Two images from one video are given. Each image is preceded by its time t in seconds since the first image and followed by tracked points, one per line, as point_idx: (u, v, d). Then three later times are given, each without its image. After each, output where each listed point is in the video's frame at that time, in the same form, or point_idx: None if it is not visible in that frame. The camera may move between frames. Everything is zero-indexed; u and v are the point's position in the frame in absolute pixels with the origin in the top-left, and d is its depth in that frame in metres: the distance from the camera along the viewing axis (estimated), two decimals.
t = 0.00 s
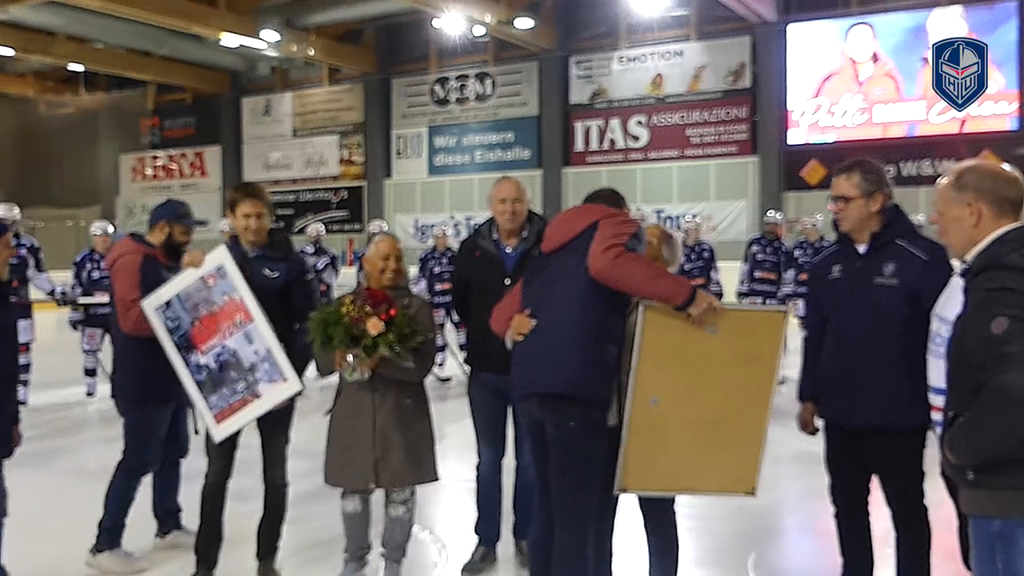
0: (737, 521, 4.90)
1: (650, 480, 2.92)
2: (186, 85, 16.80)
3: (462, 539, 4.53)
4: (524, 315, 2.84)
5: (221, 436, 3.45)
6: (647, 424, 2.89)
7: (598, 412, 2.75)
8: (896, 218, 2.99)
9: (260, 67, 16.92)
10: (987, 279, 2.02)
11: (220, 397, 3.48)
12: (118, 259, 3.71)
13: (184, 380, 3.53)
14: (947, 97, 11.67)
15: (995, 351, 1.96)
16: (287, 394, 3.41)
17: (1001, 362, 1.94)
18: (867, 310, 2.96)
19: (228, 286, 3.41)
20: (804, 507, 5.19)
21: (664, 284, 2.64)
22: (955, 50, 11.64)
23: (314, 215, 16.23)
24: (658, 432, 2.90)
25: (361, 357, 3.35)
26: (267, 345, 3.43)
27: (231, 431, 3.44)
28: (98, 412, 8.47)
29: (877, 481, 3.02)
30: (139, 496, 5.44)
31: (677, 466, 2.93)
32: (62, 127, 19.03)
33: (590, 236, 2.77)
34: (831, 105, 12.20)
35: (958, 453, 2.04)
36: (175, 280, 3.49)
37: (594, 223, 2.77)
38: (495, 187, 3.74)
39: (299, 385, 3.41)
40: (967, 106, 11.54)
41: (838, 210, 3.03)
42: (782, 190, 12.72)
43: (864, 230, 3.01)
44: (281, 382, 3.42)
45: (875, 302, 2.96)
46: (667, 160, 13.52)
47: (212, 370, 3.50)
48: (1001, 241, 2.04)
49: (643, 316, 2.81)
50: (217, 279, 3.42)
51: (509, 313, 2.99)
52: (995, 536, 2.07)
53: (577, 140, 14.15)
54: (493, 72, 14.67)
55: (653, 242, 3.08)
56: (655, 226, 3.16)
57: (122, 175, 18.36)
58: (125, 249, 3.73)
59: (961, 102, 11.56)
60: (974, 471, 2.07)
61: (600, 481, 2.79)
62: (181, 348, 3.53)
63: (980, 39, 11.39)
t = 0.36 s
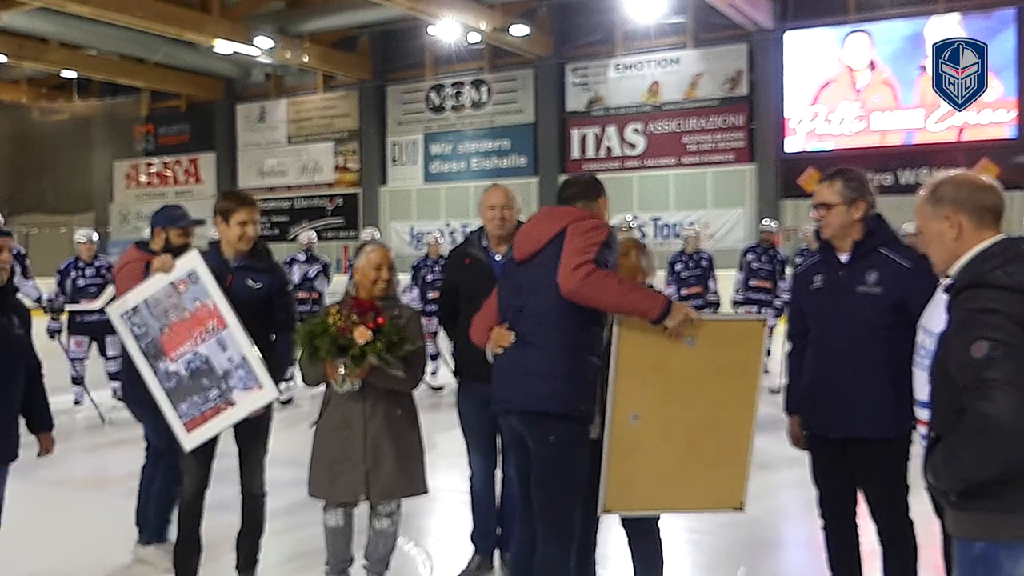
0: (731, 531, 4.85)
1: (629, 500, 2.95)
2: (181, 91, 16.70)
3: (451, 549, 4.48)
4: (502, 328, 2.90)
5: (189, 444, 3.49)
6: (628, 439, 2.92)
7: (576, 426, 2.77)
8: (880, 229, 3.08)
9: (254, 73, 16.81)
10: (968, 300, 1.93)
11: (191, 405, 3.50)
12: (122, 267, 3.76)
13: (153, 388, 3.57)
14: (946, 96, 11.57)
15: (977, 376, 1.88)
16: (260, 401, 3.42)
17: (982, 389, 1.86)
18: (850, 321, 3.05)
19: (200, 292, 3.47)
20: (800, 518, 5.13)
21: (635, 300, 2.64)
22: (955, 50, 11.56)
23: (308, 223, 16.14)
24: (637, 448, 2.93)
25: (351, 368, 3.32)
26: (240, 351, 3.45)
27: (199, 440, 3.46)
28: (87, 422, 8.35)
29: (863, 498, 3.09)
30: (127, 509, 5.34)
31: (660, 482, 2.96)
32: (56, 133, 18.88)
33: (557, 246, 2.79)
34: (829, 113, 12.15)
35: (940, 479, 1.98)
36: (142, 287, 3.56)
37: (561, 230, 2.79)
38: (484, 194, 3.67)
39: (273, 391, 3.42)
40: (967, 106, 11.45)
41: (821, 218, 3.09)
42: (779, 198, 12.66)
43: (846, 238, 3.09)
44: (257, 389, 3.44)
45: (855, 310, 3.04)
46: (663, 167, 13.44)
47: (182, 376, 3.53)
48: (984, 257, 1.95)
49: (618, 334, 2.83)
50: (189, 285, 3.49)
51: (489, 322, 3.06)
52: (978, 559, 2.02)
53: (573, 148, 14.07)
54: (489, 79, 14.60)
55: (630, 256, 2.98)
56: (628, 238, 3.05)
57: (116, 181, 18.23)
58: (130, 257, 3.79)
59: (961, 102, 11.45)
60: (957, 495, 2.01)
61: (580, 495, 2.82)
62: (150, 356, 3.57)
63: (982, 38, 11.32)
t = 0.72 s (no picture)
0: (729, 536, 4.81)
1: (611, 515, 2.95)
2: (184, 95, 16.70)
3: (447, 554, 4.45)
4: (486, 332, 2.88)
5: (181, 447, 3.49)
6: (609, 453, 2.91)
7: (557, 434, 2.73)
8: (871, 233, 3.03)
9: (257, 77, 16.79)
10: (934, 312, 2.03)
11: (181, 410, 3.49)
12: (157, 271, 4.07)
13: (138, 395, 3.52)
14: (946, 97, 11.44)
15: (948, 387, 1.97)
16: (256, 402, 3.44)
17: (954, 398, 1.95)
18: (840, 330, 3.00)
19: (188, 295, 3.46)
20: (800, 523, 5.08)
21: (612, 317, 2.62)
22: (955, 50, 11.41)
23: (312, 227, 16.10)
24: (617, 463, 2.92)
25: (348, 368, 3.28)
26: (232, 353, 3.46)
27: (194, 442, 3.46)
28: (86, 425, 8.31)
29: (858, 506, 3.02)
30: (123, 513, 5.30)
31: (638, 498, 2.94)
32: (59, 135, 18.86)
33: (545, 254, 2.74)
34: (834, 117, 12.08)
35: (920, 493, 2.06)
36: (126, 292, 3.49)
37: (553, 238, 2.73)
38: (468, 200, 3.67)
39: (267, 391, 3.44)
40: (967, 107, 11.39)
41: (812, 222, 3.03)
42: (784, 202, 12.60)
43: (836, 244, 3.04)
44: (250, 391, 3.45)
45: (847, 316, 2.99)
46: (667, 172, 13.39)
47: (171, 380, 3.51)
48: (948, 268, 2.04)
49: (597, 346, 2.82)
50: (175, 288, 3.47)
51: (474, 321, 3.00)
52: (965, 570, 2.08)
53: (577, 152, 14.03)
54: (492, 83, 14.56)
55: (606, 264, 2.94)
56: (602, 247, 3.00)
57: (120, 184, 18.22)
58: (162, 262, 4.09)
59: (961, 102, 11.38)
60: (942, 506, 2.08)
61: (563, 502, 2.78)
62: (135, 362, 3.52)
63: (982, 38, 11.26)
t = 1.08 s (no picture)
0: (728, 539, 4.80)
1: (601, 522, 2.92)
2: (193, 96, 16.75)
3: (445, 555, 4.45)
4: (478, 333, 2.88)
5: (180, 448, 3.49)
6: (600, 460, 2.89)
7: (551, 433, 2.73)
8: (869, 235, 3.01)
9: (265, 78, 16.82)
10: (919, 305, 2.10)
11: (179, 411, 3.49)
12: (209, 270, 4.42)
13: (137, 396, 3.52)
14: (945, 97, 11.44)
15: (929, 376, 2.04)
16: (254, 402, 3.45)
17: (935, 387, 2.02)
18: (836, 334, 2.99)
19: (187, 296, 3.47)
20: (801, 526, 5.06)
21: (610, 319, 2.62)
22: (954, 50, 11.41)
23: (319, 228, 16.10)
24: (605, 470, 2.90)
25: (347, 368, 3.28)
26: (231, 353, 3.47)
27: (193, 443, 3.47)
28: (91, 425, 8.32)
29: (856, 512, 3.01)
30: (126, 514, 5.30)
31: (626, 504, 2.92)
32: (67, 136, 18.92)
33: (546, 257, 2.73)
34: (841, 119, 12.04)
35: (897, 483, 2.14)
36: (123, 293, 3.49)
37: (553, 243, 2.73)
38: (453, 204, 3.65)
39: (267, 392, 3.45)
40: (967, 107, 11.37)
41: (813, 222, 3.01)
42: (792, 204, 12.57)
43: (836, 245, 3.02)
44: (249, 391, 3.47)
45: (845, 318, 2.97)
46: (674, 173, 13.37)
47: (169, 382, 3.51)
48: (937, 264, 2.10)
49: (592, 349, 2.80)
50: (174, 289, 3.48)
51: (467, 321, 3.00)
52: (943, 567, 2.15)
53: (585, 154, 14.02)
54: (500, 85, 14.56)
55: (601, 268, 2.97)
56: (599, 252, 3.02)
57: (128, 186, 18.28)
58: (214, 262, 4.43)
59: (961, 102, 11.35)
60: (920, 497, 2.15)
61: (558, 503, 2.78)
62: (133, 363, 3.52)
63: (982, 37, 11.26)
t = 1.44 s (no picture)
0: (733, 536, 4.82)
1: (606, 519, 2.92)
2: (200, 94, 16.78)
3: (449, 553, 4.48)
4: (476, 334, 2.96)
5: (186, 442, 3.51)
6: (605, 455, 2.90)
7: (556, 433, 2.75)
8: (877, 232, 3.01)
9: (273, 76, 16.85)
10: (920, 292, 2.19)
11: (187, 405, 3.52)
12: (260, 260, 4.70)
13: (143, 389, 3.53)
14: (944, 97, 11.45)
15: (920, 359, 2.15)
16: (262, 398, 3.50)
17: (924, 370, 2.13)
18: (841, 330, 2.99)
19: (196, 290, 3.50)
20: (807, 524, 5.07)
21: (615, 313, 2.62)
22: (954, 50, 11.43)
23: (327, 226, 16.13)
24: (610, 466, 2.90)
25: (348, 360, 3.30)
26: (240, 349, 3.51)
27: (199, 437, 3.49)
28: (99, 424, 8.35)
29: (860, 511, 3.02)
30: (134, 512, 5.32)
31: (628, 499, 2.93)
32: (76, 134, 18.97)
33: (539, 247, 2.75)
34: (849, 117, 12.02)
35: (886, 462, 2.24)
36: (133, 285, 3.50)
37: (544, 232, 2.75)
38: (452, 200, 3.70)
39: (275, 389, 3.50)
40: (967, 108, 11.37)
41: (820, 219, 3.02)
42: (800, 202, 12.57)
43: (842, 242, 3.03)
44: (257, 387, 3.51)
45: (850, 315, 2.97)
46: (681, 171, 13.36)
47: (177, 376, 3.53)
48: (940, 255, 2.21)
49: (597, 345, 2.82)
50: (183, 283, 3.50)
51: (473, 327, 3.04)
52: (931, 554, 2.26)
53: (592, 151, 14.02)
54: (507, 82, 14.57)
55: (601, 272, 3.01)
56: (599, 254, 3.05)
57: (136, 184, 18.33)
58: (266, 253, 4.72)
59: (961, 102, 11.36)
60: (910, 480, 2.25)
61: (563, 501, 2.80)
62: (140, 356, 3.53)
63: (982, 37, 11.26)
